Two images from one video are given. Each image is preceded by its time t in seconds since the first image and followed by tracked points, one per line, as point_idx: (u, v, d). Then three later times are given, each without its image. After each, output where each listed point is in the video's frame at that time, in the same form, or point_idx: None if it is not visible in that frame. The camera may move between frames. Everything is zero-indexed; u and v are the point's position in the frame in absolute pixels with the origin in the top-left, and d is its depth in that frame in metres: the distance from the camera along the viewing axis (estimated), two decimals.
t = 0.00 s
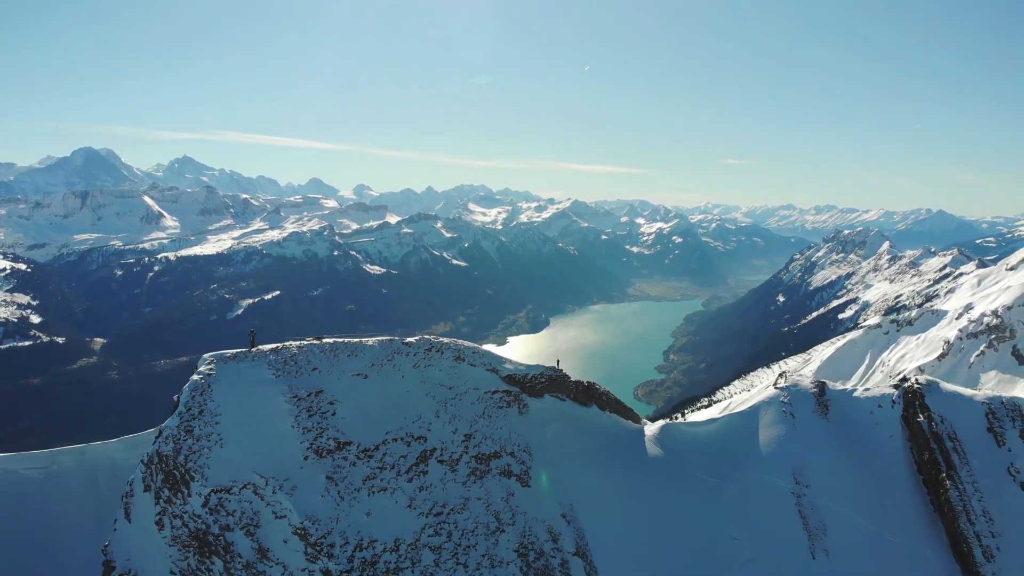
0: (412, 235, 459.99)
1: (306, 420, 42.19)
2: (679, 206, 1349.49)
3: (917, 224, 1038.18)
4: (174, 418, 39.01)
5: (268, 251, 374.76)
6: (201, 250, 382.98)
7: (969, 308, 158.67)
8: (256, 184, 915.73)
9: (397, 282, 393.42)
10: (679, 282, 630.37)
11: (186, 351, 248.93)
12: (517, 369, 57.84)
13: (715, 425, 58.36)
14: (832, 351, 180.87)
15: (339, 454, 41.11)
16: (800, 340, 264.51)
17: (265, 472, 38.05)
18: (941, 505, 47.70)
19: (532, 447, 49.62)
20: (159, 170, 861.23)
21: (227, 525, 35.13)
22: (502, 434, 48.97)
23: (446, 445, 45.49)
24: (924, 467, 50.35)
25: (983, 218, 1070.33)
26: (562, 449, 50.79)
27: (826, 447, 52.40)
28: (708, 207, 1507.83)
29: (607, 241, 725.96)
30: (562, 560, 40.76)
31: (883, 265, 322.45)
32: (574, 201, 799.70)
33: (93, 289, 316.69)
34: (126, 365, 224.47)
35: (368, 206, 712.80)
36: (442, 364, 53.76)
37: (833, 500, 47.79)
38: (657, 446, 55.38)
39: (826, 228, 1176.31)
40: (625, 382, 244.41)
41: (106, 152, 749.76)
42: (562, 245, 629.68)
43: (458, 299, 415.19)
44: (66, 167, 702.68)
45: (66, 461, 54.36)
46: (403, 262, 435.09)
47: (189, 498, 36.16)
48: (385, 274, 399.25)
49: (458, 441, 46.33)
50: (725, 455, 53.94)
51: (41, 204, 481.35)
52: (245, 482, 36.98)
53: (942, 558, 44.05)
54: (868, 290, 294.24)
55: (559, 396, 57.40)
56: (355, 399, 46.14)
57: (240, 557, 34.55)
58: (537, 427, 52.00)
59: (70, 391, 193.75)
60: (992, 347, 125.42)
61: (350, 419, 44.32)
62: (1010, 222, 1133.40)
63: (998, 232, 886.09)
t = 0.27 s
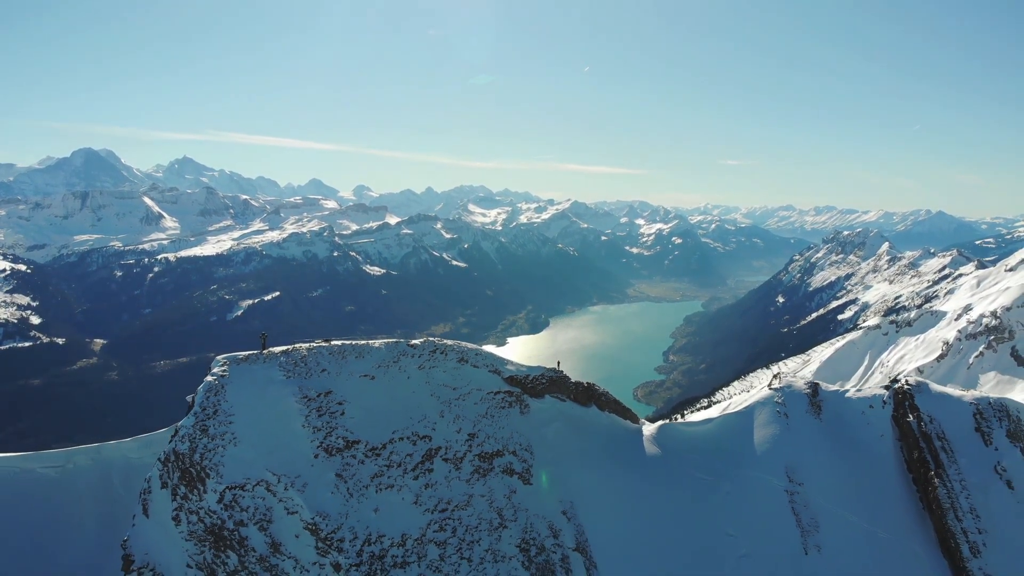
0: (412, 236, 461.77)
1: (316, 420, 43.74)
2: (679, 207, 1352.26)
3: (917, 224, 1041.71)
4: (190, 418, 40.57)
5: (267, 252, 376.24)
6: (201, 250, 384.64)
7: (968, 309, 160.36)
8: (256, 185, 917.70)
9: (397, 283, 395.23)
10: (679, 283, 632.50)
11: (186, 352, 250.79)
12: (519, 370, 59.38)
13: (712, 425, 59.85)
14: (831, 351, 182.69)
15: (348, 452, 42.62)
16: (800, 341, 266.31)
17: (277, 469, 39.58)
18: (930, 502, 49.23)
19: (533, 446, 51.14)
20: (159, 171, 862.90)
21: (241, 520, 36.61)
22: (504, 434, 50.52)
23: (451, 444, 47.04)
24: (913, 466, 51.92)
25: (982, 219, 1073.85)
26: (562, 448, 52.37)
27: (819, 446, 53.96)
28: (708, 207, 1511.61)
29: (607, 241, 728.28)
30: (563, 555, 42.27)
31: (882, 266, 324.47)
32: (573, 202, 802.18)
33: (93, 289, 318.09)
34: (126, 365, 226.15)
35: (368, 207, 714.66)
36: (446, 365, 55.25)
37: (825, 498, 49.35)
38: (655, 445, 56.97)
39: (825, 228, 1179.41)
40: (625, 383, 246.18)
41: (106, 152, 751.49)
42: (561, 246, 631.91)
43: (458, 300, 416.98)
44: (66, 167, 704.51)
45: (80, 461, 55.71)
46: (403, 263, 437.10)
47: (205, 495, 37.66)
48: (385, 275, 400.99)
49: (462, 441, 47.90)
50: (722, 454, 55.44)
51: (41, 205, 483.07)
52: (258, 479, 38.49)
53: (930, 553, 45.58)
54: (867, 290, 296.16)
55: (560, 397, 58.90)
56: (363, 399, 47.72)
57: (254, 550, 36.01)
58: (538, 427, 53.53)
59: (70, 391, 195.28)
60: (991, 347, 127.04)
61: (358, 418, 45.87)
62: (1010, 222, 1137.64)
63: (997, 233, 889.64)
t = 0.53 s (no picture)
0: (412, 236, 463.16)
1: (325, 418, 45.41)
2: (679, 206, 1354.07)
3: (916, 224, 1044.39)
4: (205, 417, 42.23)
5: (267, 251, 377.40)
6: (201, 250, 385.45)
7: (966, 309, 162.05)
8: (255, 184, 918.44)
9: (397, 282, 396.69)
10: (678, 282, 634.20)
11: (186, 351, 252.42)
12: (520, 369, 60.75)
13: (707, 423, 61.48)
14: (831, 351, 184.72)
15: (356, 449, 44.34)
16: (799, 341, 268.02)
17: (289, 465, 41.21)
18: (918, 498, 50.83)
19: (534, 444, 52.67)
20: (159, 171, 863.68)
21: (255, 514, 38.14)
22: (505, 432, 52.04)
23: (455, 441, 48.70)
24: (902, 463, 53.61)
25: (982, 218, 1076.63)
26: (563, 447, 53.84)
27: (812, 444, 55.65)
28: (707, 207, 1514.92)
29: (606, 241, 730.05)
30: (563, 548, 44.13)
31: (882, 265, 326.23)
32: (573, 201, 803.44)
33: (94, 289, 319.51)
34: (126, 365, 227.49)
35: (368, 207, 715.78)
36: (449, 365, 56.74)
37: (816, 494, 51.06)
38: (651, 442, 58.69)
39: (825, 228, 1181.31)
40: (624, 383, 247.72)
41: (105, 152, 751.98)
42: (561, 245, 633.52)
43: (458, 299, 418.48)
44: (65, 167, 705.34)
45: (95, 458, 57.32)
46: (403, 263, 438.74)
47: (219, 490, 39.23)
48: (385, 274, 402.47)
49: (466, 439, 49.52)
50: (717, 452, 57.07)
51: (41, 205, 484.12)
52: (270, 474, 40.14)
53: (918, 547, 47.31)
54: (867, 290, 297.90)
55: (560, 396, 60.36)
56: (369, 398, 49.31)
57: (267, 543, 37.63)
58: (539, 426, 55.04)
59: (70, 391, 196.64)
60: (989, 347, 128.78)
61: (365, 416, 47.49)
62: (1009, 222, 1140.85)
63: (997, 233, 892.08)
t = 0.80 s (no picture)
0: (412, 236, 464.49)
1: (334, 417, 47.01)
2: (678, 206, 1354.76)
3: (916, 224, 1046.00)
4: (219, 416, 43.92)
5: (267, 251, 378.55)
6: (201, 250, 386.42)
7: (966, 309, 163.41)
8: (255, 184, 919.15)
9: (397, 282, 397.99)
10: (678, 282, 635.51)
11: (185, 351, 254.00)
12: (522, 370, 62.17)
13: (704, 422, 63.06)
14: (830, 351, 186.13)
15: (364, 448, 45.89)
16: (799, 340, 269.38)
17: (300, 463, 42.79)
18: (908, 495, 52.48)
19: (536, 442, 54.19)
20: (158, 170, 864.11)
21: (268, 509, 39.77)
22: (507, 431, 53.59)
23: (459, 440, 50.27)
24: (893, 461, 55.18)
25: (982, 218, 1078.09)
26: (564, 446, 55.38)
27: (806, 443, 57.29)
28: (707, 207, 1516.32)
29: (606, 241, 731.39)
30: (564, 544, 45.76)
31: (882, 265, 327.58)
32: (573, 201, 804.81)
33: (94, 289, 320.89)
34: (126, 365, 228.83)
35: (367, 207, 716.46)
36: (453, 366, 58.28)
37: (810, 491, 52.66)
38: (650, 441, 60.30)
39: (825, 228, 1182.79)
40: (624, 382, 249.27)
41: (105, 152, 753.30)
42: (561, 245, 634.63)
43: (458, 299, 419.75)
44: (65, 167, 706.67)
45: (109, 456, 58.78)
46: (403, 262, 440.15)
47: (233, 486, 40.80)
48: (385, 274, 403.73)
49: (470, 438, 51.03)
50: (713, 451, 58.65)
51: (41, 205, 485.61)
52: (282, 472, 41.67)
53: (907, 542, 48.99)
54: (866, 290, 299.16)
55: (561, 395, 61.85)
56: (376, 398, 50.89)
57: (280, 537, 39.27)
58: (540, 425, 56.51)
59: (70, 391, 197.94)
60: (989, 347, 130.28)
61: (373, 415, 49.02)
62: (1009, 222, 1141.40)
63: (997, 232, 893.90)
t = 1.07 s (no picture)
0: (412, 236, 466.13)
1: (343, 417, 48.62)
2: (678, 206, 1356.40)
3: (916, 224, 1047.87)
4: (232, 416, 45.50)
5: (267, 252, 380.06)
6: (201, 251, 387.90)
7: (965, 309, 164.82)
8: (255, 185, 921.17)
9: (397, 282, 399.58)
10: (678, 282, 637.17)
11: (185, 352, 255.57)
12: (524, 371, 63.74)
13: (701, 421, 64.67)
14: (830, 352, 187.64)
15: (371, 446, 47.49)
16: (799, 341, 270.92)
17: (310, 461, 44.30)
18: (899, 493, 53.96)
19: (537, 441, 55.74)
20: (158, 171, 866.09)
21: (280, 506, 41.27)
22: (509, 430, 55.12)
23: (463, 439, 51.79)
24: (884, 459, 56.66)
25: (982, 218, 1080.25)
26: (564, 445, 56.93)
27: (799, 442, 58.92)
28: (707, 207, 1518.39)
29: (606, 241, 733.38)
30: (565, 540, 47.33)
31: (881, 266, 329.10)
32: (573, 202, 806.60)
33: (94, 289, 322.45)
34: (126, 365, 230.51)
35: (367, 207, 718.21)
36: (457, 366, 59.79)
37: (803, 488, 54.21)
38: (648, 439, 61.87)
39: (825, 228, 1184.88)
40: (623, 383, 250.97)
41: (105, 152, 755.42)
42: (561, 245, 636.29)
43: (459, 300, 421.34)
44: (66, 167, 708.86)
45: (122, 455, 60.47)
46: (403, 263, 441.83)
47: (246, 483, 42.33)
48: (385, 275, 405.23)
49: (473, 437, 52.55)
50: (709, 450, 60.21)
51: (41, 205, 487.59)
52: (293, 470, 43.16)
53: (898, 538, 50.50)
54: (866, 290, 300.63)
55: (562, 396, 63.37)
56: (382, 398, 52.45)
57: (291, 533, 40.80)
58: (541, 425, 57.99)
59: (70, 391, 199.57)
60: (988, 347, 131.64)
61: (379, 414, 50.62)
62: (1009, 223, 1143.45)
63: (997, 232, 896.03)
